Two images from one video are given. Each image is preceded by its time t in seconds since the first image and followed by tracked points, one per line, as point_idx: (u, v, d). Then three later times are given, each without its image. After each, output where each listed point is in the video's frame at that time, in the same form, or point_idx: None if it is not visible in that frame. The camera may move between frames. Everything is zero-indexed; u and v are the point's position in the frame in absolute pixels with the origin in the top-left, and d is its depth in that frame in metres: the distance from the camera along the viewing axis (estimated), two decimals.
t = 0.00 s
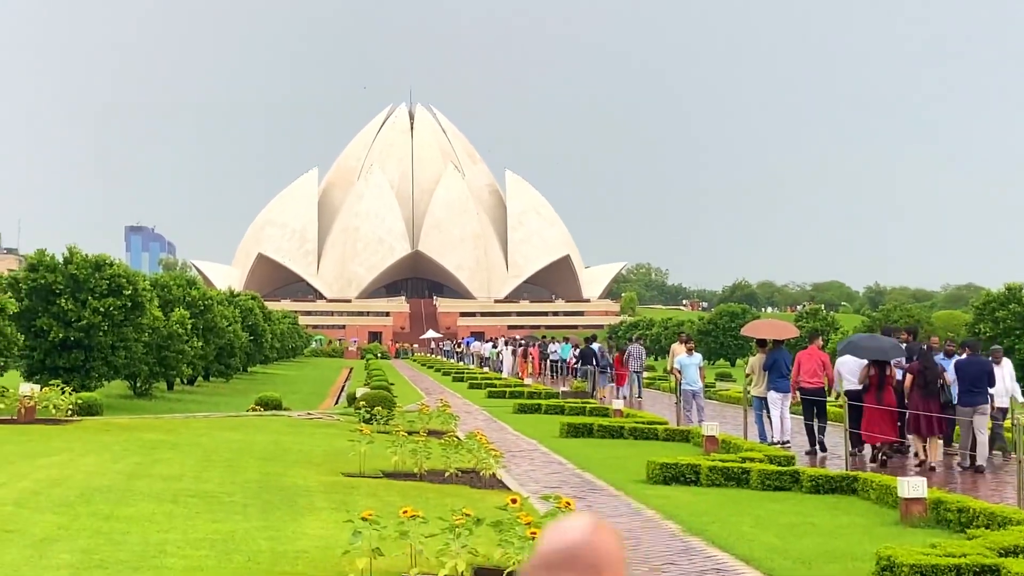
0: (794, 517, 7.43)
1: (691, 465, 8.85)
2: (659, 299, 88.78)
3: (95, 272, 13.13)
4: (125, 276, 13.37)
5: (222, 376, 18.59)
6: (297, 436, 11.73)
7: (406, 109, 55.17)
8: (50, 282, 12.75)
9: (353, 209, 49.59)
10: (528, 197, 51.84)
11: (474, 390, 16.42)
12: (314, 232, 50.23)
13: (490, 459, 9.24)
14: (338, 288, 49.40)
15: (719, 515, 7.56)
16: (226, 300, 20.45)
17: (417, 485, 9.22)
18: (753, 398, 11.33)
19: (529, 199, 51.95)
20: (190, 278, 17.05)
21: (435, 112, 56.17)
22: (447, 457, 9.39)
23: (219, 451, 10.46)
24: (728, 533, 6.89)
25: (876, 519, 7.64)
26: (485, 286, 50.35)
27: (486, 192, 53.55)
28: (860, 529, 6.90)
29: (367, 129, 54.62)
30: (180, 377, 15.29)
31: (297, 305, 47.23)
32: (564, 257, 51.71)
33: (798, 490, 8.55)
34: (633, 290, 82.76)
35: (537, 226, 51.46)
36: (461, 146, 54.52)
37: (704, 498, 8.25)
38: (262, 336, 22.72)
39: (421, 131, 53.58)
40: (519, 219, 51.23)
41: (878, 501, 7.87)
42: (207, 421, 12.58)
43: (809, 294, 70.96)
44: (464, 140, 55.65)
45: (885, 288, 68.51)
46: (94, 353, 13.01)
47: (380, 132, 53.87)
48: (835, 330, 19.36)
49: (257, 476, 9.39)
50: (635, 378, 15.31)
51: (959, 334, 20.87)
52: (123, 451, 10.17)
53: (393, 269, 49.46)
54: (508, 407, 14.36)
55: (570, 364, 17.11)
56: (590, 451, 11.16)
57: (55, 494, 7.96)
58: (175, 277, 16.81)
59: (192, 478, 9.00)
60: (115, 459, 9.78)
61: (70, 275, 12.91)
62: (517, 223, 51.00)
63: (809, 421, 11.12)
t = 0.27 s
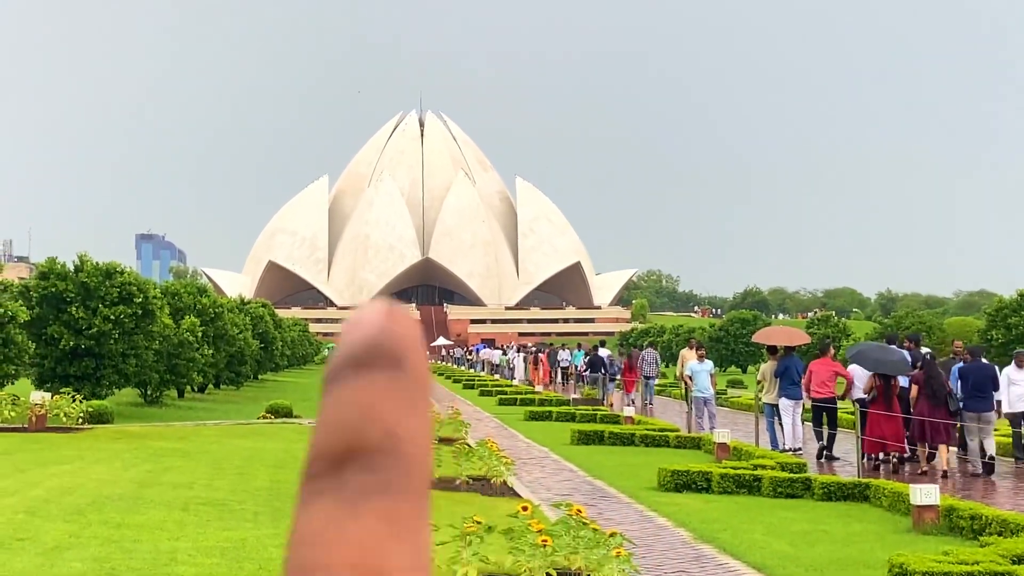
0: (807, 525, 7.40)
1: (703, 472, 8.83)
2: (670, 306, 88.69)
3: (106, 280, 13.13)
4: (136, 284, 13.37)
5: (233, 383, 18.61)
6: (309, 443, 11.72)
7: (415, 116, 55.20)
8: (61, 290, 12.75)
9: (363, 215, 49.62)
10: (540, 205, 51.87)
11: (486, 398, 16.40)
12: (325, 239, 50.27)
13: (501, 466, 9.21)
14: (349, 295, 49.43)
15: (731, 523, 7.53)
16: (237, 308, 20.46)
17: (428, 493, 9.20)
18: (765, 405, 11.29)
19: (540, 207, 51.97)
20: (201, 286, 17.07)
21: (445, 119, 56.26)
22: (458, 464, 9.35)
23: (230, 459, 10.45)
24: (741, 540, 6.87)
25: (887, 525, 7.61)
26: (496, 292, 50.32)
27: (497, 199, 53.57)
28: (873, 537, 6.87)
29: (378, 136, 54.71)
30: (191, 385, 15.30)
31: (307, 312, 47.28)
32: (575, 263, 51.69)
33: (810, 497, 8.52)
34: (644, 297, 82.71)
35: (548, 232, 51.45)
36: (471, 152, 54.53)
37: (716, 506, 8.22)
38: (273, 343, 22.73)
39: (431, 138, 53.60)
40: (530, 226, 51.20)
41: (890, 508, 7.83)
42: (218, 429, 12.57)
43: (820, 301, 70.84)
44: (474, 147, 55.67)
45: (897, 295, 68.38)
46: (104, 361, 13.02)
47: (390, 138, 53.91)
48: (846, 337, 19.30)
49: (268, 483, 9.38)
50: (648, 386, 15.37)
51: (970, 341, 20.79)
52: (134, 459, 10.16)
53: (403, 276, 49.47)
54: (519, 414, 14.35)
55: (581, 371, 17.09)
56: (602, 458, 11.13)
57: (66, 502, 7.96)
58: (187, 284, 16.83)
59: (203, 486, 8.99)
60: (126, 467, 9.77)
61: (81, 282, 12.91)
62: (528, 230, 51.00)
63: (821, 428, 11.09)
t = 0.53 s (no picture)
0: (813, 527, 7.38)
1: (709, 475, 8.80)
2: (676, 311, 88.63)
3: (112, 284, 13.13)
4: (141, 288, 13.37)
5: (239, 387, 18.62)
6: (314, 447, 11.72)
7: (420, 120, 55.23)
8: (66, 294, 12.75)
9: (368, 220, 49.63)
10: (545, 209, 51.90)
11: (491, 402, 16.38)
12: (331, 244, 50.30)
13: (507, 469, 9.19)
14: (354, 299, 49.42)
15: (736, 526, 7.53)
16: (242, 312, 20.45)
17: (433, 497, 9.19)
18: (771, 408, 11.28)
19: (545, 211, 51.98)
20: (206, 290, 17.07)
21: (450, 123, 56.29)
22: (463, 467, 9.33)
23: (235, 462, 10.45)
24: (746, 543, 6.87)
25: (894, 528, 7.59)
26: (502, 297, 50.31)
27: (502, 203, 53.58)
28: (879, 540, 6.85)
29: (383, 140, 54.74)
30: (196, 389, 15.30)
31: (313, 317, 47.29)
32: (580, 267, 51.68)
33: (815, 499, 8.50)
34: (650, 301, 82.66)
35: (553, 236, 51.47)
36: (476, 157, 54.54)
37: (722, 509, 8.21)
38: (278, 347, 22.72)
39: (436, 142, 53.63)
40: (535, 230, 51.23)
41: (897, 510, 7.80)
42: (223, 432, 12.58)
43: (827, 304, 70.75)
44: (479, 151, 55.69)
45: (904, 298, 68.26)
46: (110, 365, 13.03)
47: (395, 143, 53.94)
48: (852, 340, 19.27)
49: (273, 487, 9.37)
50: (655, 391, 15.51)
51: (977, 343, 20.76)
52: (140, 462, 10.16)
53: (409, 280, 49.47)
54: (525, 417, 14.33)
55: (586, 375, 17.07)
56: (607, 462, 11.12)
57: (72, 506, 7.97)
58: (192, 289, 16.84)
59: (209, 490, 9.00)
60: (131, 470, 9.77)
61: (86, 287, 12.91)
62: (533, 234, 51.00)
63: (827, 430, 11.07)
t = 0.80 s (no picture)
0: (815, 527, 7.39)
1: (710, 474, 8.81)
2: (678, 311, 88.64)
3: (113, 285, 13.15)
4: (142, 289, 13.38)
5: (240, 388, 18.64)
6: (316, 447, 11.72)
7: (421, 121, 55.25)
8: (67, 295, 12.77)
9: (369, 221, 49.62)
10: (546, 210, 51.92)
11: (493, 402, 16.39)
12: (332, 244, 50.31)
13: (508, 469, 9.19)
14: (355, 300, 49.42)
15: (738, 525, 7.53)
16: (244, 312, 20.47)
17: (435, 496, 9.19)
18: (772, 407, 11.26)
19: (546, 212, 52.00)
20: (208, 290, 17.08)
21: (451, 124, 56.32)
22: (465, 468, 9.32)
23: (237, 463, 10.45)
24: (748, 542, 6.86)
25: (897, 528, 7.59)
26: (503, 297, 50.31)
27: (503, 203, 53.59)
28: (880, 540, 6.84)
29: (384, 141, 54.76)
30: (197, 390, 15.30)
31: (314, 317, 47.29)
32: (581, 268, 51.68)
33: (817, 499, 8.50)
34: (652, 301, 82.69)
35: (554, 236, 51.48)
36: (477, 157, 54.55)
37: (723, 508, 8.22)
38: (279, 347, 22.73)
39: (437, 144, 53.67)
40: (536, 230, 51.24)
41: (899, 510, 7.80)
42: (225, 433, 12.58)
43: (827, 304, 70.76)
44: (480, 152, 55.69)
45: (905, 298, 68.23)
46: (111, 366, 13.04)
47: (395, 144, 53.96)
48: (853, 339, 19.27)
49: (275, 488, 9.37)
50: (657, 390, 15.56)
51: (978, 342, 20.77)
52: (142, 463, 10.16)
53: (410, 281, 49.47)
54: (526, 417, 14.34)
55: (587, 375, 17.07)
56: (608, 462, 11.12)
57: (74, 507, 7.98)
58: (193, 289, 16.84)
59: (210, 490, 9.00)
60: (133, 471, 9.78)
61: (87, 288, 12.93)
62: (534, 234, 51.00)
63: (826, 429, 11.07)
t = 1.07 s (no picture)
0: (813, 523, 7.41)
1: (707, 471, 8.82)
2: (676, 308, 88.66)
3: (110, 283, 13.17)
4: (139, 287, 13.40)
5: (238, 386, 18.66)
6: (314, 444, 11.73)
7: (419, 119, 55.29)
8: (65, 293, 12.78)
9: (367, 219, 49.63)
10: (543, 207, 51.95)
11: (491, 399, 16.41)
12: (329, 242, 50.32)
13: (506, 466, 9.21)
14: (353, 297, 49.43)
15: (735, 522, 7.54)
16: (241, 311, 20.48)
17: (433, 494, 9.21)
18: (769, 404, 11.28)
19: (544, 209, 52.03)
20: (205, 288, 17.09)
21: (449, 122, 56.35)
22: (463, 464, 9.34)
23: (235, 461, 10.47)
24: (745, 539, 6.88)
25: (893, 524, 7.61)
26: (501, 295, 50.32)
27: (501, 201, 53.61)
28: (878, 536, 6.86)
29: (382, 139, 54.78)
30: (196, 387, 15.31)
31: (312, 315, 47.29)
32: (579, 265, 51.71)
33: (814, 496, 8.52)
34: (649, 299, 82.73)
35: (552, 234, 51.52)
36: (475, 155, 54.59)
37: (720, 505, 8.23)
38: (277, 346, 22.74)
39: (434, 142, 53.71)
40: (534, 227, 51.27)
41: (896, 506, 7.82)
42: (223, 431, 12.59)
43: (826, 301, 70.80)
44: (478, 150, 55.73)
45: (902, 294, 68.26)
46: (109, 364, 13.05)
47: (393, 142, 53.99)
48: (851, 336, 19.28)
49: (273, 485, 9.39)
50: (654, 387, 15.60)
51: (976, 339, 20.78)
52: (140, 461, 10.17)
53: (408, 279, 49.48)
54: (525, 415, 14.36)
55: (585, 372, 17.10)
56: (606, 458, 11.12)
57: (72, 505, 7.99)
58: (191, 287, 16.86)
59: (208, 488, 9.02)
60: (131, 469, 9.79)
61: (85, 286, 12.95)
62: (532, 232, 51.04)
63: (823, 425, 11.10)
